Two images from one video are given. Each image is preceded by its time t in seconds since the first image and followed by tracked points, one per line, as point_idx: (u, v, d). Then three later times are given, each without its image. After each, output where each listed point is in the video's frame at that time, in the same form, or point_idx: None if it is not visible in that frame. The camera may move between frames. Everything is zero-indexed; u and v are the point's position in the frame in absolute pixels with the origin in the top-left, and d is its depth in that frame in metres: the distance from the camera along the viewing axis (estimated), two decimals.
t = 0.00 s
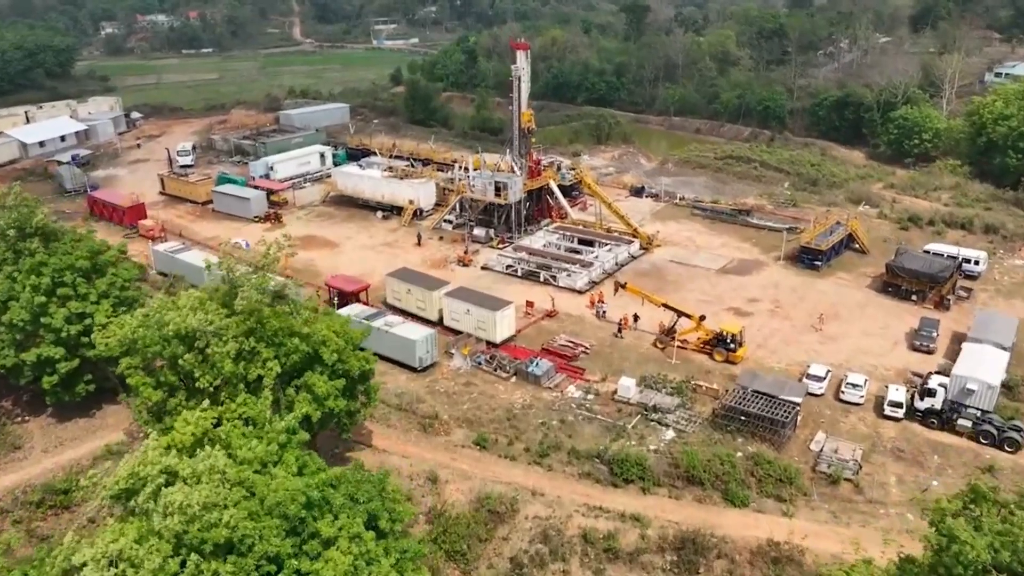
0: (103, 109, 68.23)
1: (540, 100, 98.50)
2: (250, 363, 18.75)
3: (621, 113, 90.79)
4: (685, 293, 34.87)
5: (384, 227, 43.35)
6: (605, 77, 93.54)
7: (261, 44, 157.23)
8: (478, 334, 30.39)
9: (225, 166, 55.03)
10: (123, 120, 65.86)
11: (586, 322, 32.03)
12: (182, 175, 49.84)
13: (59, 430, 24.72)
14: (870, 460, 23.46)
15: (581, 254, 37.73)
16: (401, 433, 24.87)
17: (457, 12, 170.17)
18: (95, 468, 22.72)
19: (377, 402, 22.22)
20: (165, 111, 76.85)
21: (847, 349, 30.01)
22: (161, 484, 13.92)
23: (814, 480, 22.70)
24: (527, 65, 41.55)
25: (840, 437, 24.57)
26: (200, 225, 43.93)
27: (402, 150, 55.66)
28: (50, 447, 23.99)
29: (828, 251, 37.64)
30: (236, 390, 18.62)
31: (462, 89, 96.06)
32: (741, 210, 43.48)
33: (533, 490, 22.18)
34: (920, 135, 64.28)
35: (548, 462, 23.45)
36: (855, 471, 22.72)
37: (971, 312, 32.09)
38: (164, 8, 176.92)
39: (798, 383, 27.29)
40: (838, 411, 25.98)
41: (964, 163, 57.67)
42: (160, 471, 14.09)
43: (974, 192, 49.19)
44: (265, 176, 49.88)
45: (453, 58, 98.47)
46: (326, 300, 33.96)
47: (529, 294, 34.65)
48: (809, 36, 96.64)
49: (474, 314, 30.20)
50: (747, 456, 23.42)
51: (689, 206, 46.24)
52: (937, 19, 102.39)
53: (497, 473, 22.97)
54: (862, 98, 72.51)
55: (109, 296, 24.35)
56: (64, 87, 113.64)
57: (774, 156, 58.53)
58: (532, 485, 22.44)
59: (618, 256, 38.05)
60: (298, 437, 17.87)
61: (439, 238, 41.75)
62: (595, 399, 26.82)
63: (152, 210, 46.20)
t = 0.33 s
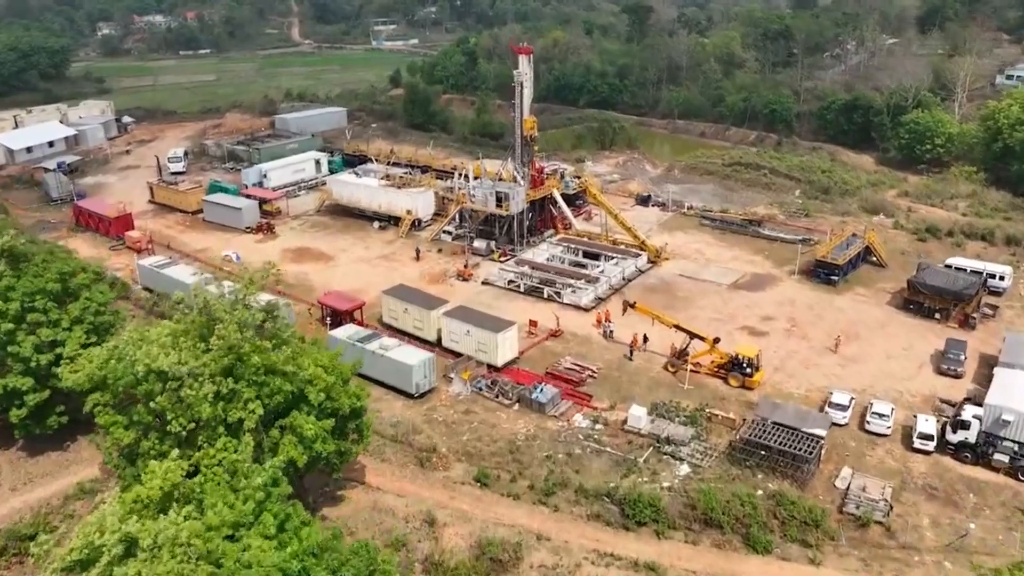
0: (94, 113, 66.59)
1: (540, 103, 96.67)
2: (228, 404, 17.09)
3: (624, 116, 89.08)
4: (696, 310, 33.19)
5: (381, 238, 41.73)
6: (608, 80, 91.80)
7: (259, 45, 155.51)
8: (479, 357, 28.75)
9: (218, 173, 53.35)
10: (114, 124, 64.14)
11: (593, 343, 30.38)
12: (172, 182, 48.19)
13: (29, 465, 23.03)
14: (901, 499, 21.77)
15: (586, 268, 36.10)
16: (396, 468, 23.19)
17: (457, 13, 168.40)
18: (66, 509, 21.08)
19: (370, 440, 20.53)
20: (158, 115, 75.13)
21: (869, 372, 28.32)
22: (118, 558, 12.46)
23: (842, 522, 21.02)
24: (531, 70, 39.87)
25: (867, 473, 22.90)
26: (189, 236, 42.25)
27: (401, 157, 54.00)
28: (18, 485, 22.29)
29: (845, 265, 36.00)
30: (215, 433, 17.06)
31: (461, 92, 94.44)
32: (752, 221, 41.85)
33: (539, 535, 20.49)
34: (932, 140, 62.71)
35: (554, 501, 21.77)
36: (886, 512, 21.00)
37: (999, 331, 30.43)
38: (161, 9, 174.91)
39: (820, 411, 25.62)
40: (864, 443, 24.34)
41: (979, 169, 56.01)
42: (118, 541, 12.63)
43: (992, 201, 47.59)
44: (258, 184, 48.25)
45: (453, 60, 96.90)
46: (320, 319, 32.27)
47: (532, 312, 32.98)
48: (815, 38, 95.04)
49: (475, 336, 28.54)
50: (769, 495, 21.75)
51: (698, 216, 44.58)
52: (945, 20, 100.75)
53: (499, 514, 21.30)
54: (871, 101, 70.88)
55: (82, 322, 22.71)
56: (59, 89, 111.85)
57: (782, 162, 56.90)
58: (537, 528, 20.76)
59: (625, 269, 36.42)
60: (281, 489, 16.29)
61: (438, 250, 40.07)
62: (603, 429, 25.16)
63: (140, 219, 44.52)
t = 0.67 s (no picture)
0: (86, 116, 65.10)
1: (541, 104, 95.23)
2: (207, 444, 15.69)
3: (626, 119, 87.64)
4: (706, 326, 31.76)
5: (378, 248, 40.29)
6: (610, 82, 90.42)
7: (258, 45, 154.06)
8: (479, 378, 27.29)
9: (211, 179, 51.92)
10: (106, 129, 62.68)
11: (600, 362, 28.94)
12: (163, 189, 46.75)
13: None
14: (932, 539, 20.28)
15: (591, 281, 34.65)
16: (390, 503, 21.73)
17: (457, 14, 166.90)
18: (37, 550, 19.57)
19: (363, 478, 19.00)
20: (152, 118, 73.69)
21: (891, 395, 26.89)
22: None
23: (869, 564, 19.52)
24: (532, 74, 38.37)
25: (893, 508, 21.44)
26: (179, 245, 40.84)
27: (399, 162, 52.54)
28: None
29: (861, 278, 34.58)
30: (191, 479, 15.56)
31: (461, 94, 93.04)
32: (762, 231, 40.41)
33: None
34: (943, 144, 61.33)
35: (560, 540, 20.32)
36: (917, 554, 19.49)
37: None
38: (160, 9, 173.36)
39: (841, 439, 24.18)
40: (888, 474, 22.91)
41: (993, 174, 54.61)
42: None
43: (1008, 209, 46.21)
44: (252, 191, 46.78)
45: (453, 62, 95.54)
46: (313, 336, 30.87)
47: (535, 328, 31.55)
48: (821, 39, 93.63)
49: (475, 356, 27.10)
50: (790, 533, 20.30)
51: (705, 225, 43.14)
52: (952, 21, 99.46)
53: (500, 555, 19.84)
54: (879, 104, 69.48)
55: (56, 347, 21.30)
56: (54, 90, 110.41)
57: (791, 167, 55.40)
58: (541, 571, 19.31)
59: (631, 282, 35.01)
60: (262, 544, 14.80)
61: (437, 260, 38.60)
62: (611, 458, 23.71)
63: (129, 228, 43.12)
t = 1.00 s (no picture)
0: (76, 121, 63.47)
1: (543, 107, 93.54)
2: (177, 502, 13.91)
3: (630, 122, 85.96)
4: (720, 347, 30.07)
5: (374, 261, 38.63)
6: (613, 84, 88.80)
7: (257, 46, 152.40)
8: (480, 406, 25.62)
9: (202, 186, 50.26)
10: (95, 134, 60.99)
11: (608, 388, 27.28)
12: (152, 198, 45.10)
13: None
14: None
15: (597, 299, 32.97)
16: (384, 549, 20.05)
17: (458, 14, 165.08)
18: None
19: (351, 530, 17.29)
20: (145, 122, 72.02)
21: (919, 424, 25.20)
22: None
23: None
24: (536, 80, 36.70)
25: (929, 556, 19.72)
26: (167, 258, 39.16)
27: (397, 169, 50.86)
28: None
29: (881, 295, 32.92)
30: (159, 544, 13.81)
31: (462, 96, 91.44)
32: (774, 243, 38.76)
33: None
34: (956, 149, 59.70)
35: None
36: None
37: None
38: (157, 10, 171.67)
39: (869, 476, 22.48)
40: (922, 515, 21.21)
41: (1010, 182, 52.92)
42: None
43: None
44: (244, 200, 45.10)
45: (453, 63, 93.92)
46: (304, 359, 29.18)
47: (539, 350, 29.89)
48: (828, 41, 91.97)
49: (476, 383, 25.43)
50: None
51: (715, 236, 41.42)
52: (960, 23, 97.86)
53: None
54: (890, 107, 67.78)
55: (20, 383, 19.75)
56: (48, 92, 108.71)
57: (801, 174, 53.69)
58: None
59: (639, 299, 33.33)
60: None
61: (436, 275, 36.92)
62: (623, 496, 22.04)
63: (116, 239, 41.45)
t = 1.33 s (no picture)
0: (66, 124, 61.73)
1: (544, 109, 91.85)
2: None
3: (633, 125, 84.34)
4: (735, 370, 28.38)
5: (369, 274, 36.95)
6: (616, 87, 87.14)
7: (255, 47, 150.80)
8: (480, 436, 23.94)
9: (193, 194, 48.59)
10: (85, 138, 59.32)
11: (617, 416, 25.58)
12: (140, 207, 43.44)
13: None
14: None
15: (604, 316, 31.28)
16: None
17: (458, 15, 163.36)
18: None
19: None
20: (137, 126, 70.34)
21: (952, 457, 23.48)
22: None
23: None
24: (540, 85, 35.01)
25: None
26: (153, 271, 37.48)
27: (394, 176, 49.14)
28: None
29: (903, 312, 31.23)
30: None
31: (462, 99, 89.84)
32: (788, 255, 37.09)
33: None
34: (970, 154, 58.06)
35: None
36: None
37: None
38: (155, 11, 170.07)
39: (901, 517, 20.75)
40: (962, 562, 19.48)
41: None
42: None
43: None
44: (236, 210, 43.44)
45: (453, 65, 92.28)
46: (293, 382, 27.51)
47: (543, 372, 28.23)
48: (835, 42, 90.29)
49: (476, 411, 23.75)
50: None
51: (726, 247, 39.72)
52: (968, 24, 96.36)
53: None
54: (901, 111, 66.11)
55: None
56: (42, 94, 107.03)
57: (812, 180, 51.96)
58: None
59: (648, 315, 31.67)
60: None
61: (434, 289, 35.21)
62: (635, 540, 20.30)
63: (101, 251, 39.78)
